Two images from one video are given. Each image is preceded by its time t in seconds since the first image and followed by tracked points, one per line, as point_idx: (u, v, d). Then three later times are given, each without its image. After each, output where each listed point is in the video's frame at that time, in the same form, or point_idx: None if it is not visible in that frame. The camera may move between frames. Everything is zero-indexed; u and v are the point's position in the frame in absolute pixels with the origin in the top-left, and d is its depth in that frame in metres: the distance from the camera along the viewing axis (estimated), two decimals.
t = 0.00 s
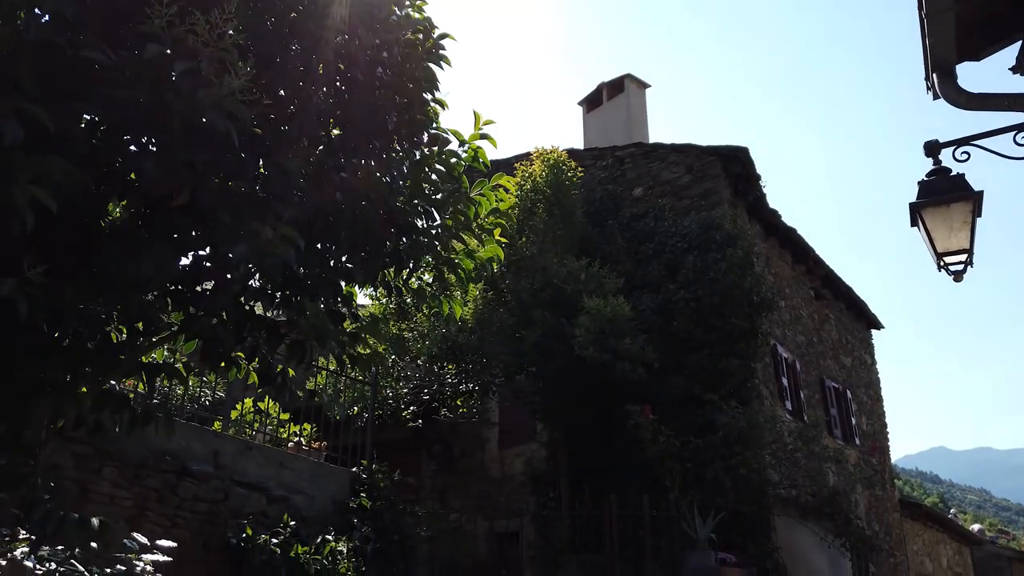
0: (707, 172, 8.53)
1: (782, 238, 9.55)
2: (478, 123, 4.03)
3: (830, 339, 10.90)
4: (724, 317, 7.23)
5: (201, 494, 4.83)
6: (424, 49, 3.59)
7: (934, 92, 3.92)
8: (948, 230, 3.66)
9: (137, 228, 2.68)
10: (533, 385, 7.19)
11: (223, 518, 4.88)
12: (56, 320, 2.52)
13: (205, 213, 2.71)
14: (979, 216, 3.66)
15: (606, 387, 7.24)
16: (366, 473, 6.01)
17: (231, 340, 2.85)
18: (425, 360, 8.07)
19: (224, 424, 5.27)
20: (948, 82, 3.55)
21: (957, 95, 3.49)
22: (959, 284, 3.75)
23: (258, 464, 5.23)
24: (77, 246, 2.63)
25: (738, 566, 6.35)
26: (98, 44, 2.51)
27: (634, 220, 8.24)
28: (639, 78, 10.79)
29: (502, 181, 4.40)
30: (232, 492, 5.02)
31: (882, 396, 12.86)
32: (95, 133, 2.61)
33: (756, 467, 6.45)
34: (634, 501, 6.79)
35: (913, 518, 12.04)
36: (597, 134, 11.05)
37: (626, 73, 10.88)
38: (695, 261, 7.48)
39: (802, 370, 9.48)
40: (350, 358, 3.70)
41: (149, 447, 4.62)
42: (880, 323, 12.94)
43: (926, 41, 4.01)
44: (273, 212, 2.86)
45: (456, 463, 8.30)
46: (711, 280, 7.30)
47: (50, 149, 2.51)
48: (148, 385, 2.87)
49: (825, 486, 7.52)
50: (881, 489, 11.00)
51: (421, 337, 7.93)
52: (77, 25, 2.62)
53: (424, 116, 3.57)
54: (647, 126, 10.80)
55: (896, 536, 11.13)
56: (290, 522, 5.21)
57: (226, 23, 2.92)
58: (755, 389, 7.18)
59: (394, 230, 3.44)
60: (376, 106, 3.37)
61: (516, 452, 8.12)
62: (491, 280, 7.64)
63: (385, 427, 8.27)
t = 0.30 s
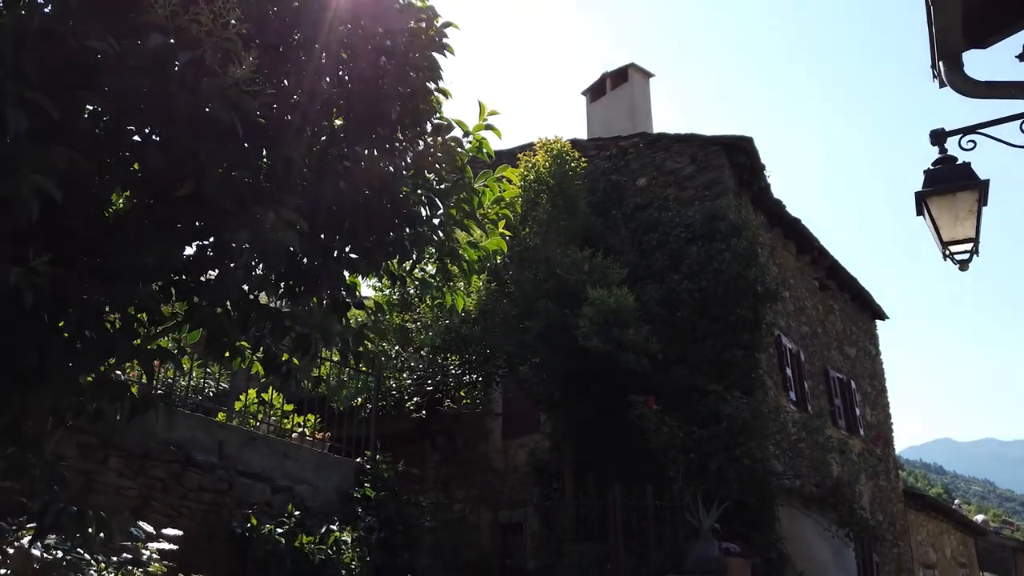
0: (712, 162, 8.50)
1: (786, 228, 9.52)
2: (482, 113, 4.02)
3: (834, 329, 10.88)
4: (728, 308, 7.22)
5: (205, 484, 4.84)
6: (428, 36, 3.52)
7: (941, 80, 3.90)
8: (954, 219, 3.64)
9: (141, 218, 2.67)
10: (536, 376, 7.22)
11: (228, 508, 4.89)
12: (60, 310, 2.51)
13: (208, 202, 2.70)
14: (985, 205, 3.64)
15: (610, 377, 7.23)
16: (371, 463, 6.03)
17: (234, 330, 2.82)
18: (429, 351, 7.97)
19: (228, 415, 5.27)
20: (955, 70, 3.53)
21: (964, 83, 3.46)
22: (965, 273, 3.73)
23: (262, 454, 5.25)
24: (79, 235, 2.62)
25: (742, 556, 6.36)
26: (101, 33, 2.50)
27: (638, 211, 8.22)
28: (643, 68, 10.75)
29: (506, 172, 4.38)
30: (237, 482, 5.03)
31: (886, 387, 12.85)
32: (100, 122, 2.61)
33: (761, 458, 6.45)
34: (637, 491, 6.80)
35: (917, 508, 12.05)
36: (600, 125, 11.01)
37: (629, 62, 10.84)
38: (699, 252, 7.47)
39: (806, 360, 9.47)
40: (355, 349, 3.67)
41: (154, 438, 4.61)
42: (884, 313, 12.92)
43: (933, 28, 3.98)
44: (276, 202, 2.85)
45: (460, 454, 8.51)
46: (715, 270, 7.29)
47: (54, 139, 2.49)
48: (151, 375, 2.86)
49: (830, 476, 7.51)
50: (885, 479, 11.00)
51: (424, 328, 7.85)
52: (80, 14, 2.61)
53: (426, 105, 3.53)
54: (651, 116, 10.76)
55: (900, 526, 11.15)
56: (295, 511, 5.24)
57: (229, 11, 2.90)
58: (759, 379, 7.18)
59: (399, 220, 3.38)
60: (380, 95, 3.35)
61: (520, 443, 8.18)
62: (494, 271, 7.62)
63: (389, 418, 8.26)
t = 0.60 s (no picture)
0: (715, 150, 8.48)
1: (789, 216, 9.51)
2: (486, 99, 4.01)
3: (837, 317, 10.88)
4: (732, 296, 7.23)
5: (212, 470, 4.87)
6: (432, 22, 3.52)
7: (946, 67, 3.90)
8: (959, 205, 3.64)
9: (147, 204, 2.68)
10: (540, 364, 7.24)
11: (234, 494, 4.92)
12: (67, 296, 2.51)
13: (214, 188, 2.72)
14: (989, 191, 3.64)
15: (614, 364, 7.24)
16: (375, 450, 6.06)
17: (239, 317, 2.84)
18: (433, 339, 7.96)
19: (233, 402, 5.30)
20: (960, 56, 3.53)
21: (969, 68, 3.46)
22: (969, 259, 3.74)
23: (268, 441, 5.28)
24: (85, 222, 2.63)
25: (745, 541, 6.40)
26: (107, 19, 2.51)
27: (641, 198, 8.22)
28: (646, 56, 10.71)
29: (510, 159, 4.39)
30: (243, 469, 5.06)
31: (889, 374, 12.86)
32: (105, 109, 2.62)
33: (764, 445, 6.47)
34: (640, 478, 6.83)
35: (919, 495, 12.08)
36: (603, 113, 10.99)
37: (633, 50, 10.80)
38: (703, 240, 7.47)
39: (809, 348, 9.48)
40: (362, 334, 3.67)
41: (159, 424, 4.63)
42: (887, 301, 12.92)
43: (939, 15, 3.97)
44: (281, 188, 2.86)
45: (464, 442, 8.53)
46: (718, 258, 7.30)
47: (60, 126, 2.51)
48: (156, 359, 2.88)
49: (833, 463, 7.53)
50: (887, 467, 11.03)
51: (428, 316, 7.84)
52: None
53: (429, 92, 3.55)
54: (654, 104, 10.73)
55: (902, 512, 11.19)
56: (301, 498, 5.28)
57: None
58: (762, 366, 7.20)
59: (402, 208, 3.44)
60: (384, 82, 3.36)
61: (524, 430, 8.25)
62: (498, 259, 7.62)
63: (394, 405, 8.31)
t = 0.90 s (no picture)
0: (718, 135, 8.43)
1: (793, 201, 9.49)
2: (488, 82, 4.00)
3: (840, 303, 10.88)
4: (735, 281, 7.23)
5: (217, 454, 4.89)
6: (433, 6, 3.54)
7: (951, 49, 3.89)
8: (963, 188, 3.64)
9: (151, 188, 2.69)
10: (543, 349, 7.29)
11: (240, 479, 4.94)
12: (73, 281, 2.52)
13: (217, 173, 2.73)
14: (994, 174, 3.64)
15: (617, 349, 7.25)
16: (379, 434, 6.10)
17: (246, 301, 2.86)
18: (436, 325, 7.93)
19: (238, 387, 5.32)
20: (966, 38, 3.52)
21: (975, 51, 3.45)
22: (973, 243, 3.74)
23: (272, 426, 5.31)
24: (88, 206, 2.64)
25: (746, 525, 6.45)
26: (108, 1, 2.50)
27: (644, 184, 8.24)
28: (649, 40, 10.65)
29: (512, 142, 4.38)
30: (248, 453, 5.09)
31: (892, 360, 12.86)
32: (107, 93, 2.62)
33: (766, 429, 6.50)
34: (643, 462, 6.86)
35: (922, 479, 12.12)
36: (606, 98, 10.96)
37: (636, 34, 10.74)
38: (706, 225, 7.47)
39: (812, 333, 9.49)
40: (366, 318, 3.69)
41: (165, 408, 4.64)
42: (890, 287, 12.91)
43: None
44: (285, 173, 2.87)
45: (466, 427, 8.68)
46: (721, 243, 7.30)
47: (63, 109, 2.52)
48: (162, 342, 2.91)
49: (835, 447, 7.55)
50: (890, 451, 11.06)
51: (431, 302, 7.80)
52: None
53: (432, 76, 3.56)
54: (658, 89, 10.69)
55: (904, 496, 11.23)
56: (306, 482, 5.32)
57: None
58: (764, 351, 7.21)
59: (407, 192, 3.40)
60: (387, 66, 3.36)
61: (527, 415, 8.34)
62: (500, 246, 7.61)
63: (397, 391, 8.36)
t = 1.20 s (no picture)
0: (723, 119, 8.35)
1: (797, 186, 9.45)
2: (492, 66, 3.98)
3: (844, 288, 10.86)
4: (739, 266, 7.21)
5: (223, 440, 4.88)
6: None
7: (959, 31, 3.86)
8: (970, 171, 3.62)
9: (155, 173, 2.68)
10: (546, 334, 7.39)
11: (245, 463, 4.94)
12: (79, 264, 2.52)
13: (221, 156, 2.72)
14: (1001, 156, 3.62)
15: (620, 335, 7.26)
16: (384, 420, 6.12)
17: (251, 284, 2.86)
18: (440, 311, 7.92)
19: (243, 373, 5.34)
20: (973, 19, 3.49)
21: (982, 31, 3.43)
22: (979, 226, 3.73)
23: (278, 411, 5.33)
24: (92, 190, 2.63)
25: (750, 509, 6.47)
26: None
27: (647, 168, 8.28)
28: (654, 24, 10.59)
29: (516, 126, 4.37)
30: (253, 438, 5.08)
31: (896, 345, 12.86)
32: (110, 77, 2.61)
33: (770, 414, 6.51)
34: (647, 447, 6.88)
35: (925, 464, 12.15)
36: (610, 83, 10.90)
37: (640, 18, 10.68)
38: (711, 210, 7.45)
39: (816, 318, 9.48)
40: (370, 302, 3.70)
41: (171, 394, 4.63)
42: (894, 273, 12.88)
43: None
44: (289, 156, 2.86)
45: (470, 412, 8.70)
46: (725, 228, 7.28)
47: (66, 93, 2.51)
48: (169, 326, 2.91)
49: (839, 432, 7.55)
50: (893, 436, 11.08)
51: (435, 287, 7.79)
52: None
53: (435, 59, 3.55)
54: (662, 73, 10.64)
55: (907, 481, 11.25)
56: (312, 466, 5.32)
57: None
58: (768, 337, 7.20)
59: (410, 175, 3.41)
60: (390, 49, 3.34)
61: (530, 401, 8.36)
62: (505, 233, 7.60)
63: (401, 376, 8.38)
